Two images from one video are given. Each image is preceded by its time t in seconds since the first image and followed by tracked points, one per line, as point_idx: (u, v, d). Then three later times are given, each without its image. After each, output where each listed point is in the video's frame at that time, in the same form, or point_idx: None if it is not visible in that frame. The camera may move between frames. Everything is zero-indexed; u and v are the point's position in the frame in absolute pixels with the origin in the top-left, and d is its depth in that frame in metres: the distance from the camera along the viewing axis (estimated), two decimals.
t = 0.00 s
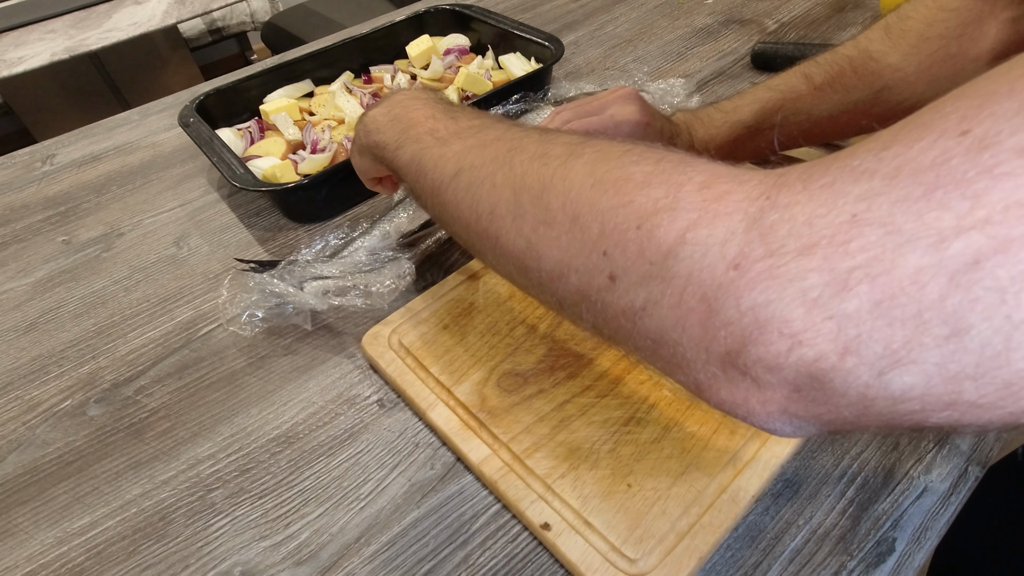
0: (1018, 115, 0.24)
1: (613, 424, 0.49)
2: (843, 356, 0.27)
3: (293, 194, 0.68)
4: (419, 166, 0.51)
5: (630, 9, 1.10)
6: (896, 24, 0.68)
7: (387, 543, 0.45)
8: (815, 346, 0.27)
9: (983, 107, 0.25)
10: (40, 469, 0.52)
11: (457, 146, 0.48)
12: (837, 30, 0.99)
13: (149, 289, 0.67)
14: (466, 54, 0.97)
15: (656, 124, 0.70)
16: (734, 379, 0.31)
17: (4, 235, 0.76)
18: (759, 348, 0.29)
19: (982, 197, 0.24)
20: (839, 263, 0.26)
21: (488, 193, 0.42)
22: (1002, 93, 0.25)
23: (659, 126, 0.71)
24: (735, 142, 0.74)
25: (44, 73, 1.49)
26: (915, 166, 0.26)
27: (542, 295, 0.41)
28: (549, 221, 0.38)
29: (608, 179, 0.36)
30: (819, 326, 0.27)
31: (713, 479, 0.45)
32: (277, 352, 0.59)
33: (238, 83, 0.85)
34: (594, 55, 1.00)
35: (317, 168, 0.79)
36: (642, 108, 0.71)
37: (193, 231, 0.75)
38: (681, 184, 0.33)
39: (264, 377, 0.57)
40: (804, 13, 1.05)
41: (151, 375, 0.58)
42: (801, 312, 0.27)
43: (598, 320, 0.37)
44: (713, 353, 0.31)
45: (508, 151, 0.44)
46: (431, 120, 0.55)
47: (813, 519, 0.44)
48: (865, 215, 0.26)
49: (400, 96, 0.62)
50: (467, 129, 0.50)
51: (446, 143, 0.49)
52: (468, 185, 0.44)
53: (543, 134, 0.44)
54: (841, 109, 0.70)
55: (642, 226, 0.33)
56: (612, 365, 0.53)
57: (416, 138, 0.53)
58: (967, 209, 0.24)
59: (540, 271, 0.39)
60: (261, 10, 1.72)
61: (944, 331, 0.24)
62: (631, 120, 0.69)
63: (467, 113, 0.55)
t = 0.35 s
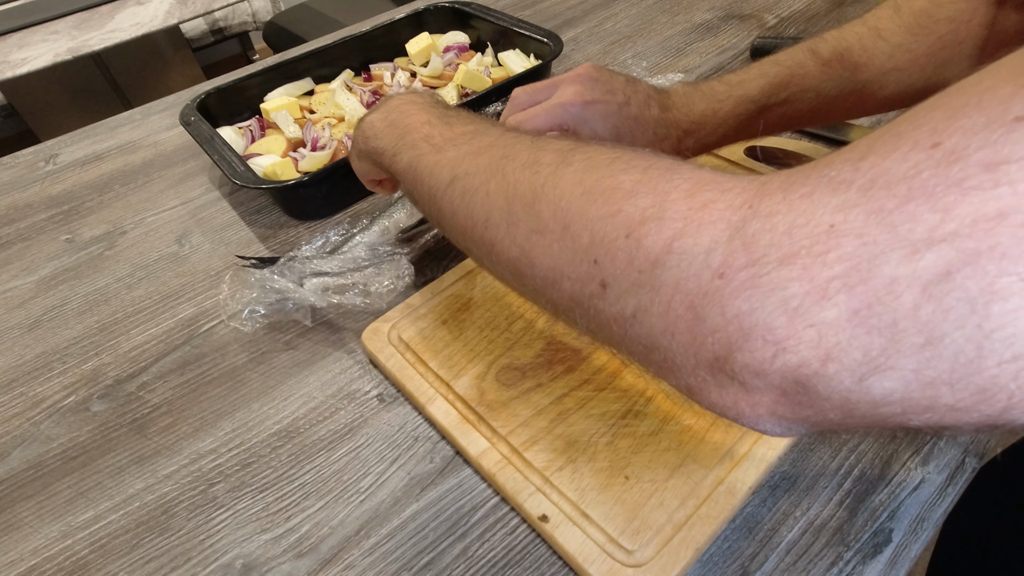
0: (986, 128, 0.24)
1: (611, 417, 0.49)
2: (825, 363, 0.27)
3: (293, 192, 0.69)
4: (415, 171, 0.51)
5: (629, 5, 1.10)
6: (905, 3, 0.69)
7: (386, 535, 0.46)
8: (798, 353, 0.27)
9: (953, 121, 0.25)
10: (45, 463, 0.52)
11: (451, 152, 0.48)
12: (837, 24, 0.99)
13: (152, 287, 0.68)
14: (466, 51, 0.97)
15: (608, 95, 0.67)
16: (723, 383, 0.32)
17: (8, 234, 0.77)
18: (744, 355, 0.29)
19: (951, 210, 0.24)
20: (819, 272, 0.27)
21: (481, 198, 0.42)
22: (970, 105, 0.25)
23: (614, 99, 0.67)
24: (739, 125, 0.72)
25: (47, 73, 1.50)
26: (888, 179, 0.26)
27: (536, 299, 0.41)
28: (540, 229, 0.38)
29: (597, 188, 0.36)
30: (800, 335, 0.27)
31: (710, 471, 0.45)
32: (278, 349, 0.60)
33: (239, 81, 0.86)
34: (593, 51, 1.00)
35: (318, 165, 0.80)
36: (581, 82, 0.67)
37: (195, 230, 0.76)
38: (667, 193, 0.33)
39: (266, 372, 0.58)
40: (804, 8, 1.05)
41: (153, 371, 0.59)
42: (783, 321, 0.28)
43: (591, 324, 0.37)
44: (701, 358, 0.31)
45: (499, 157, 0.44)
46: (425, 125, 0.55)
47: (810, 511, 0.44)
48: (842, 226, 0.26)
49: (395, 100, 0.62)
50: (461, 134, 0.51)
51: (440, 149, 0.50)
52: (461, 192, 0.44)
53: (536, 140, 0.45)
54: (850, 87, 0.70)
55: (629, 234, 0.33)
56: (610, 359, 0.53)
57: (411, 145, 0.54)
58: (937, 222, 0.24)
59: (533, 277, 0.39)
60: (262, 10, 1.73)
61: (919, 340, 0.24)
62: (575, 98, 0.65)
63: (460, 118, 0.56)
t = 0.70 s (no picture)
0: (948, 142, 0.25)
1: (601, 417, 0.49)
2: (797, 365, 0.28)
3: (287, 194, 0.69)
4: (405, 174, 0.52)
5: (623, 9, 1.11)
6: (902, 8, 0.70)
7: (380, 534, 0.46)
8: (772, 356, 0.28)
9: (917, 133, 0.26)
10: (39, 464, 0.53)
11: (440, 155, 0.49)
12: (827, 29, 1.00)
13: (146, 288, 0.68)
14: (460, 55, 0.98)
15: (597, 110, 0.68)
16: (702, 384, 0.32)
17: (2, 235, 0.77)
18: (721, 358, 0.30)
19: (914, 221, 0.25)
20: (791, 278, 0.27)
21: (468, 202, 0.43)
22: (933, 118, 0.26)
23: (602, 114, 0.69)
24: (745, 120, 0.72)
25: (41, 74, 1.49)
26: (856, 189, 0.27)
27: (522, 300, 0.42)
28: (527, 233, 0.38)
29: (581, 192, 0.37)
30: (774, 338, 0.28)
31: (699, 470, 0.45)
32: (272, 350, 0.60)
33: (233, 84, 0.86)
34: (587, 54, 1.01)
35: (312, 167, 0.80)
36: (568, 101, 0.68)
37: (189, 231, 0.76)
38: (648, 198, 0.34)
39: (260, 373, 0.58)
40: (795, 12, 1.06)
41: (148, 372, 0.59)
42: (758, 324, 0.28)
43: (576, 325, 0.38)
44: (681, 359, 0.32)
45: (487, 161, 0.44)
46: (415, 128, 0.56)
47: (798, 509, 0.45)
48: (814, 234, 0.27)
49: (384, 102, 0.63)
50: (450, 137, 0.51)
51: (428, 153, 0.50)
52: (450, 196, 0.45)
53: (524, 144, 0.45)
54: (850, 86, 0.70)
55: (612, 239, 0.34)
56: (600, 360, 0.54)
57: (401, 148, 0.54)
58: (901, 231, 0.25)
59: (520, 279, 0.40)
60: (256, 12, 1.70)
61: (885, 344, 0.25)
62: (564, 118, 0.67)
63: (449, 120, 0.56)
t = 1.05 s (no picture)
0: (954, 153, 0.26)
1: (606, 423, 0.50)
2: (806, 376, 0.28)
3: (291, 200, 0.70)
4: (411, 183, 0.52)
5: (625, 16, 1.12)
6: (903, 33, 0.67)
7: (385, 540, 0.46)
8: (780, 367, 0.28)
9: (924, 144, 0.27)
10: (44, 470, 0.53)
11: (447, 164, 0.49)
12: (828, 36, 1.01)
13: (151, 294, 0.68)
14: (463, 62, 0.98)
15: (598, 101, 0.74)
16: (710, 396, 0.32)
17: (8, 241, 0.77)
18: (729, 369, 0.30)
19: (922, 231, 0.25)
20: (798, 288, 0.28)
21: (476, 211, 0.43)
22: (938, 132, 0.26)
23: (603, 100, 0.74)
24: (723, 136, 0.74)
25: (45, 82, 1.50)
26: (863, 201, 0.27)
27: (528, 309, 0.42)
28: (534, 243, 0.39)
29: (588, 203, 0.37)
30: (782, 349, 0.28)
31: (704, 476, 0.45)
32: (277, 356, 0.60)
33: (238, 90, 0.87)
34: (589, 61, 1.01)
35: (316, 173, 0.81)
36: (576, 86, 0.74)
37: (194, 237, 0.76)
38: (656, 209, 0.34)
39: (264, 379, 0.58)
40: (796, 19, 1.07)
41: (153, 378, 0.59)
42: (766, 335, 0.29)
43: (583, 336, 0.38)
44: (689, 371, 0.32)
45: (494, 171, 0.45)
46: (421, 137, 0.56)
47: (803, 515, 0.45)
48: (821, 245, 0.27)
49: (389, 112, 0.63)
50: (456, 147, 0.52)
51: (435, 162, 0.50)
52: (457, 206, 0.45)
53: (530, 154, 0.45)
54: (835, 108, 0.69)
55: (620, 249, 0.34)
56: (604, 366, 0.54)
57: (407, 157, 0.54)
58: (908, 242, 0.25)
59: (526, 289, 0.40)
60: (260, 18, 1.83)
61: (893, 354, 0.26)
62: (565, 98, 0.73)
63: (455, 129, 0.56)
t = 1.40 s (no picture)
0: (966, 174, 0.26)
1: (609, 424, 0.50)
2: (820, 395, 0.28)
3: (293, 203, 0.70)
4: (418, 194, 0.52)
5: (624, 20, 1.12)
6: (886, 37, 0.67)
7: (389, 542, 0.46)
8: (794, 385, 0.28)
9: (936, 164, 0.27)
10: (46, 472, 0.53)
11: (455, 175, 0.50)
12: (827, 40, 1.01)
13: (153, 296, 0.69)
14: (463, 65, 0.99)
15: (567, 114, 0.74)
16: (723, 412, 0.32)
17: (9, 244, 0.77)
18: (743, 385, 0.30)
19: (936, 251, 0.25)
20: (812, 306, 0.28)
21: (486, 222, 0.43)
22: (951, 152, 0.27)
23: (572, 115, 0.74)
24: (699, 137, 0.71)
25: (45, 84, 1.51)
26: (876, 219, 0.27)
27: (538, 323, 0.42)
28: (544, 257, 0.39)
29: (599, 219, 0.37)
30: (796, 366, 0.28)
31: (707, 478, 0.45)
32: (279, 358, 0.60)
33: (239, 93, 0.87)
34: (589, 65, 1.02)
35: (318, 176, 0.81)
36: (546, 103, 0.75)
37: (195, 239, 0.76)
38: (668, 225, 0.34)
39: (266, 381, 0.58)
40: (795, 23, 1.07)
41: (154, 380, 0.59)
42: (780, 352, 0.29)
43: (593, 350, 0.38)
44: (702, 389, 0.32)
45: (504, 185, 0.45)
46: (429, 148, 0.56)
47: (805, 516, 0.45)
48: (835, 262, 0.28)
49: (398, 122, 0.63)
50: (464, 158, 0.52)
51: (443, 173, 0.51)
52: (466, 215, 0.45)
53: (540, 167, 0.46)
54: (811, 111, 0.68)
55: (633, 264, 0.34)
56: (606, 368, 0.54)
57: (415, 168, 0.55)
58: (922, 261, 0.25)
59: (537, 303, 0.40)
60: (260, 21, 1.83)
61: (909, 372, 0.25)
62: (534, 112, 0.73)
63: (463, 140, 0.57)
